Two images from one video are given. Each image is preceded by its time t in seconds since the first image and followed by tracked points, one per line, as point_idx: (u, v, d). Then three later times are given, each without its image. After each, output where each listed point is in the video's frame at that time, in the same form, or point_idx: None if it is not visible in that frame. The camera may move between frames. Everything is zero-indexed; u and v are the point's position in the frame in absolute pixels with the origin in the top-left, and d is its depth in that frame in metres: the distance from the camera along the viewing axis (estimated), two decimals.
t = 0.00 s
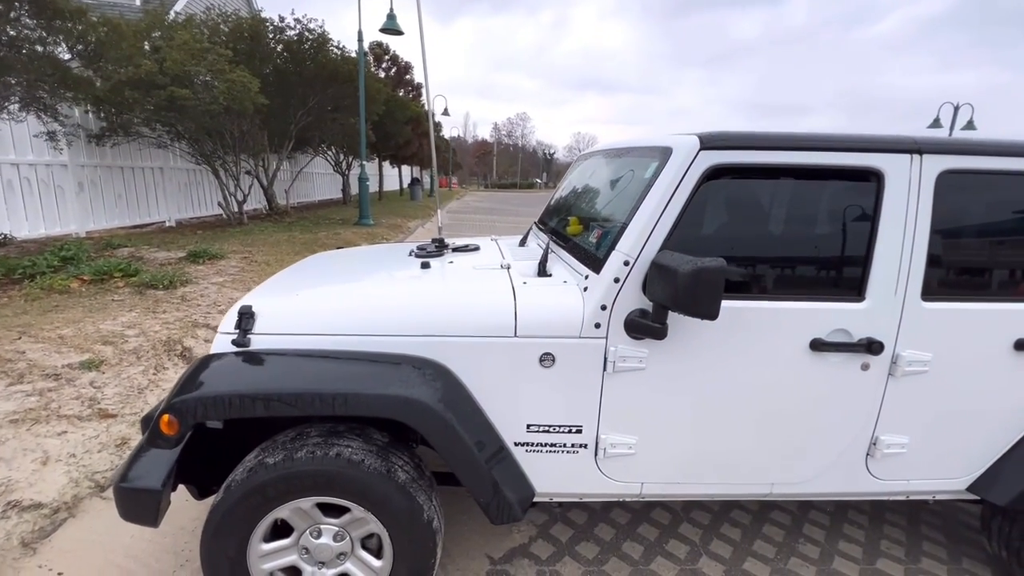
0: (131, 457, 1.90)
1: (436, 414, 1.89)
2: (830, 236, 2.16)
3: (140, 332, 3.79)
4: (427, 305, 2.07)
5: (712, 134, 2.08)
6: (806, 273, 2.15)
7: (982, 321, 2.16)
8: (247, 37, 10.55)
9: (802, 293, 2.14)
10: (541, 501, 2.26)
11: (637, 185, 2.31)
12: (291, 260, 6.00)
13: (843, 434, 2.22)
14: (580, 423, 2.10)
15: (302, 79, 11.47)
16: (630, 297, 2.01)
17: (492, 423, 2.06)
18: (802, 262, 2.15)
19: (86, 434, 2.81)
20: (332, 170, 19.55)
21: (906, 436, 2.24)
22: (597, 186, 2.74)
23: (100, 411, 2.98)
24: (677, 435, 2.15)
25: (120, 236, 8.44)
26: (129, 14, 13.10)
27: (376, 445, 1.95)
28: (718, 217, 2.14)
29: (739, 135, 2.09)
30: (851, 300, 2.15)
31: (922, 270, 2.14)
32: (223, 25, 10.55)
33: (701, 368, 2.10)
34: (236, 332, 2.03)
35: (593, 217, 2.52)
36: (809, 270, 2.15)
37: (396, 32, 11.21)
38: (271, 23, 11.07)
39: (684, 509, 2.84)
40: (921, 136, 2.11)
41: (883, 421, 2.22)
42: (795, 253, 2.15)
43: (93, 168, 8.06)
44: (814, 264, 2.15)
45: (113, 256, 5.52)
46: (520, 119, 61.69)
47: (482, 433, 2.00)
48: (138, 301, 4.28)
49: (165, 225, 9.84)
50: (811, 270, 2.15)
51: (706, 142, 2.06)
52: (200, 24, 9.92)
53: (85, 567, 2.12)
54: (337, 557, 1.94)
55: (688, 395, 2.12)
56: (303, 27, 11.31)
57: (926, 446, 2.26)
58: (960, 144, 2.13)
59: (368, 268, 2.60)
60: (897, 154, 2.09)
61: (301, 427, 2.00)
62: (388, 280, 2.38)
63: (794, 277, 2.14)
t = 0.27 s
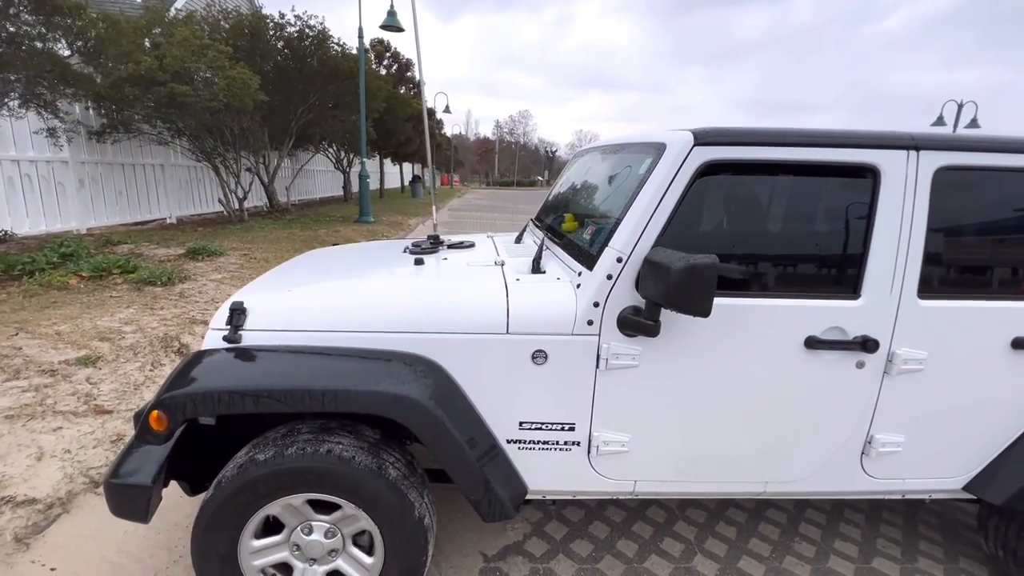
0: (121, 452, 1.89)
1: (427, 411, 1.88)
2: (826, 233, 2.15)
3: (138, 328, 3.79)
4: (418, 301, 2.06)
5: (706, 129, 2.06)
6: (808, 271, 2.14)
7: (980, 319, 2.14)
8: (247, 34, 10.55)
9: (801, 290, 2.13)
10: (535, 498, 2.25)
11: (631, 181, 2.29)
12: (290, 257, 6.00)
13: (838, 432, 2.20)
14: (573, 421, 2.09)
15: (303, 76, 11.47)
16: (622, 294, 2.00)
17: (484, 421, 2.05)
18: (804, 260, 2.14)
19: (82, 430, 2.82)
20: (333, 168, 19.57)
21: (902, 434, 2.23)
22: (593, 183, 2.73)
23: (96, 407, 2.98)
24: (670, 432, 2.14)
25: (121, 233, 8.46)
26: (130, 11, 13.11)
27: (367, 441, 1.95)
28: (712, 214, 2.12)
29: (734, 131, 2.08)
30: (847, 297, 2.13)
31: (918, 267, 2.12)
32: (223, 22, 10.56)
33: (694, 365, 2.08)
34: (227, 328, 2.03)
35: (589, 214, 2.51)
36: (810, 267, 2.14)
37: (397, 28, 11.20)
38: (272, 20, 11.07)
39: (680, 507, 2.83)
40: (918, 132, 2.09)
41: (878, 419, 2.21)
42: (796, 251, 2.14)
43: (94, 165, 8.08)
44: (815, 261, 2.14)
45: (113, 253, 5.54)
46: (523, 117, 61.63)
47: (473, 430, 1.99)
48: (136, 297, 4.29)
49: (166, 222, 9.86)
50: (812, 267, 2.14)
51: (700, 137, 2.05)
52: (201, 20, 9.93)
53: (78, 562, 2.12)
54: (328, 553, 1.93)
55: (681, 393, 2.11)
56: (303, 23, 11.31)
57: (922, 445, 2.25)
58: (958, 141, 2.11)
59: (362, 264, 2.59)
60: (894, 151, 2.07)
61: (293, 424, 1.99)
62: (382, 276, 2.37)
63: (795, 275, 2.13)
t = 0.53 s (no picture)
0: (115, 449, 1.89)
1: (420, 409, 1.87)
2: (826, 230, 2.13)
3: (136, 325, 3.79)
4: (413, 298, 2.05)
5: (704, 125, 2.04)
6: (809, 269, 2.12)
7: (981, 318, 2.12)
8: (248, 30, 10.53)
9: (802, 288, 2.11)
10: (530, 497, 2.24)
11: (629, 178, 2.28)
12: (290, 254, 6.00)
13: (836, 432, 2.18)
14: (568, 419, 2.08)
15: (304, 73, 11.46)
16: (619, 291, 1.98)
17: (478, 418, 2.04)
18: (806, 258, 2.12)
19: (79, 426, 2.81)
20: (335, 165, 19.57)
21: (901, 434, 2.21)
22: (592, 180, 2.71)
23: (93, 403, 2.98)
24: (667, 431, 2.13)
25: (121, 230, 8.47)
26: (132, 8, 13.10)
27: (361, 439, 1.94)
28: (712, 212, 2.11)
29: (732, 127, 2.06)
30: (846, 295, 2.11)
31: (918, 265, 2.10)
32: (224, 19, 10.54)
33: (691, 363, 2.07)
34: (221, 325, 2.02)
35: (587, 211, 2.49)
36: (812, 266, 2.12)
37: (398, 25, 11.18)
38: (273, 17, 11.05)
39: (678, 506, 2.82)
40: (918, 128, 2.07)
41: (877, 418, 2.19)
42: (797, 249, 2.12)
43: (95, 162, 8.09)
44: (817, 260, 2.12)
45: (112, 250, 5.54)
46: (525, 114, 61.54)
47: (467, 428, 1.98)
48: (135, 294, 4.28)
49: (166, 219, 9.87)
50: (814, 266, 2.12)
51: (698, 133, 2.03)
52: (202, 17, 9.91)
53: (72, 559, 2.11)
54: (322, 551, 1.92)
55: (678, 391, 2.09)
56: (304, 20, 11.28)
57: (921, 444, 2.23)
58: (961, 137, 2.08)
59: (358, 261, 2.57)
60: (894, 147, 2.05)
61: (287, 422, 1.99)
62: (378, 273, 2.36)
63: (796, 273, 2.11)
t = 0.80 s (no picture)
0: (111, 447, 1.88)
1: (417, 408, 1.86)
2: (827, 229, 2.11)
3: (136, 322, 3.79)
4: (410, 297, 2.04)
5: (704, 122, 2.03)
6: (812, 267, 2.10)
7: (984, 317, 2.10)
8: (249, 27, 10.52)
9: (804, 287, 2.09)
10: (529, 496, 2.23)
11: (629, 176, 2.26)
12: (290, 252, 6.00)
13: (836, 432, 2.17)
14: (567, 418, 2.07)
15: (305, 71, 11.46)
16: (618, 289, 1.96)
17: (476, 418, 2.03)
18: (809, 256, 2.10)
19: (78, 424, 2.81)
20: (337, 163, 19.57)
21: (902, 434, 2.19)
22: (592, 177, 2.69)
23: (92, 401, 2.98)
24: (666, 431, 2.11)
25: (123, 227, 8.48)
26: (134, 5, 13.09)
27: (358, 438, 1.93)
28: (713, 209, 2.09)
29: (733, 124, 2.04)
30: (848, 294, 2.09)
31: (920, 264, 2.08)
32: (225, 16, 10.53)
33: (690, 362, 2.05)
34: (217, 323, 2.01)
35: (586, 208, 2.47)
36: (815, 264, 2.10)
37: (399, 22, 11.16)
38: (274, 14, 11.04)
39: (678, 505, 2.80)
40: (922, 125, 2.04)
41: (878, 418, 2.17)
42: (800, 247, 2.10)
43: (96, 159, 8.09)
44: (820, 258, 2.10)
45: (113, 247, 5.54)
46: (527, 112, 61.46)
47: (464, 427, 1.97)
48: (135, 292, 4.28)
49: (168, 217, 9.88)
50: (817, 264, 2.10)
51: (698, 130, 2.01)
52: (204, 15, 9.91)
53: (70, 557, 2.11)
54: (318, 550, 1.91)
55: (677, 390, 2.08)
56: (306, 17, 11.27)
57: (923, 444, 2.21)
58: (964, 134, 2.06)
59: (357, 259, 2.56)
60: (897, 144, 2.03)
61: (284, 421, 1.98)
62: (376, 271, 2.35)
63: (798, 272, 2.10)
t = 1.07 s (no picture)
0: (110, 445, 1.87)
1: (416, 407, 1.85)
2: (830, 227, 2.09)
3: (136, 320, 3.79)
4: (410, 295, 2.03)
5: (705, 119, 2.01)
6: (814, 265, 2.08)
7: (988, 316, 2.08)
8: (251, 25, 10.52)
9: (806, 285, 2.08)
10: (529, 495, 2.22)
11: (630, 173, 2.24)
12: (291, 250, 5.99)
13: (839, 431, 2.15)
14: (567, 417, 2.05)
15: (307, 68, 11.46)
16: (618, 287, 1.95)
17: (475, 416, 2.02)
18: (811, 254, 2.08)
19: (78, 421, 2.81)
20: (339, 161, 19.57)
21: (905, 433, 2.18)
22: (593, 175, 2.67)
23: (93, 399, 2.98)
24: (667, 430, 2.10)
25: (125, 225, 8.50)
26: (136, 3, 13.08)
27: (358, 436, 1.92)
28: (714, 207, 2.07)
29: (735, 120, 2.02)
30: (851, 293, 2.07)
31: (925, 262, 2.06)
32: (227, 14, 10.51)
33: (692, 361, 2.04)
34: (216, 321, 2.01)
35: (587, 206, 2.46)
36: (817, 262, 2.09)
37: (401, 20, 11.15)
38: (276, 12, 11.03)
39: (679, 504, 2.79)
40: (926, 122, 2.02)
41: (881, 417, 2.16)
42: (802, 245, 2.09)
43: (98, 157, 8.10)
44: (822, 256, 2.09)
45: (114, 245, 5.54)
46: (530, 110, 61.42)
47: (464, 426, 1.96)
48: (136, 290, 4.28)
49: (170, 215, 9.89)
50: (819, 262, 2.08)
51: (700, 127, 1.99)
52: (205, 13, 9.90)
53: (70, 554, 2.11)
54: (318, 549, 1.91)
55: (678, 389, 2.06)
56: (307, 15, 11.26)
57: (927, 443, 2.20)
58: (969, 131, 2.04)
59: (356, 257, 2.55)
60: (901, 141, 2.01)
61: (283, 419, 1.97)
62: (375, 268, 2.34)
63: (801, 270, 2.08)
